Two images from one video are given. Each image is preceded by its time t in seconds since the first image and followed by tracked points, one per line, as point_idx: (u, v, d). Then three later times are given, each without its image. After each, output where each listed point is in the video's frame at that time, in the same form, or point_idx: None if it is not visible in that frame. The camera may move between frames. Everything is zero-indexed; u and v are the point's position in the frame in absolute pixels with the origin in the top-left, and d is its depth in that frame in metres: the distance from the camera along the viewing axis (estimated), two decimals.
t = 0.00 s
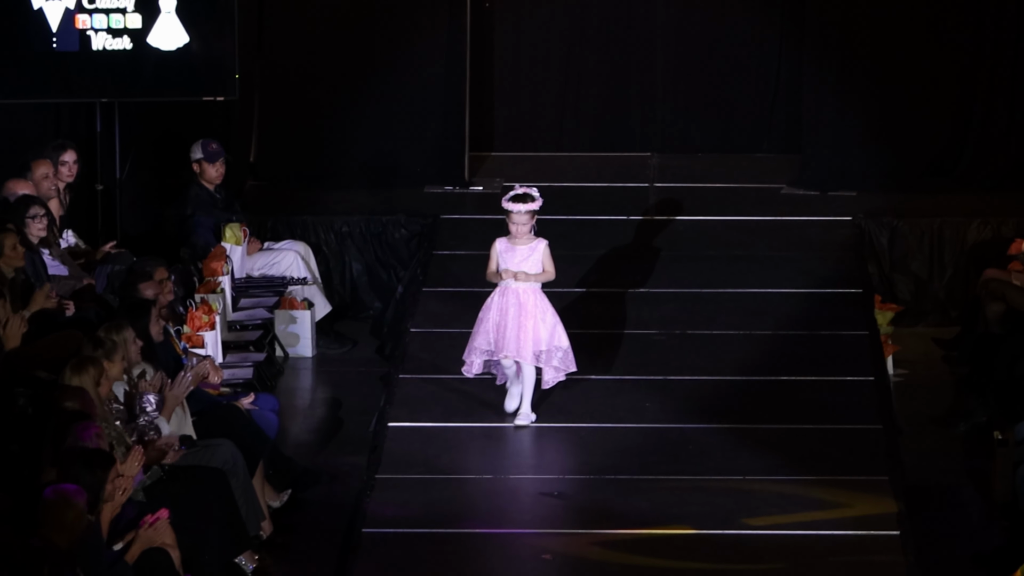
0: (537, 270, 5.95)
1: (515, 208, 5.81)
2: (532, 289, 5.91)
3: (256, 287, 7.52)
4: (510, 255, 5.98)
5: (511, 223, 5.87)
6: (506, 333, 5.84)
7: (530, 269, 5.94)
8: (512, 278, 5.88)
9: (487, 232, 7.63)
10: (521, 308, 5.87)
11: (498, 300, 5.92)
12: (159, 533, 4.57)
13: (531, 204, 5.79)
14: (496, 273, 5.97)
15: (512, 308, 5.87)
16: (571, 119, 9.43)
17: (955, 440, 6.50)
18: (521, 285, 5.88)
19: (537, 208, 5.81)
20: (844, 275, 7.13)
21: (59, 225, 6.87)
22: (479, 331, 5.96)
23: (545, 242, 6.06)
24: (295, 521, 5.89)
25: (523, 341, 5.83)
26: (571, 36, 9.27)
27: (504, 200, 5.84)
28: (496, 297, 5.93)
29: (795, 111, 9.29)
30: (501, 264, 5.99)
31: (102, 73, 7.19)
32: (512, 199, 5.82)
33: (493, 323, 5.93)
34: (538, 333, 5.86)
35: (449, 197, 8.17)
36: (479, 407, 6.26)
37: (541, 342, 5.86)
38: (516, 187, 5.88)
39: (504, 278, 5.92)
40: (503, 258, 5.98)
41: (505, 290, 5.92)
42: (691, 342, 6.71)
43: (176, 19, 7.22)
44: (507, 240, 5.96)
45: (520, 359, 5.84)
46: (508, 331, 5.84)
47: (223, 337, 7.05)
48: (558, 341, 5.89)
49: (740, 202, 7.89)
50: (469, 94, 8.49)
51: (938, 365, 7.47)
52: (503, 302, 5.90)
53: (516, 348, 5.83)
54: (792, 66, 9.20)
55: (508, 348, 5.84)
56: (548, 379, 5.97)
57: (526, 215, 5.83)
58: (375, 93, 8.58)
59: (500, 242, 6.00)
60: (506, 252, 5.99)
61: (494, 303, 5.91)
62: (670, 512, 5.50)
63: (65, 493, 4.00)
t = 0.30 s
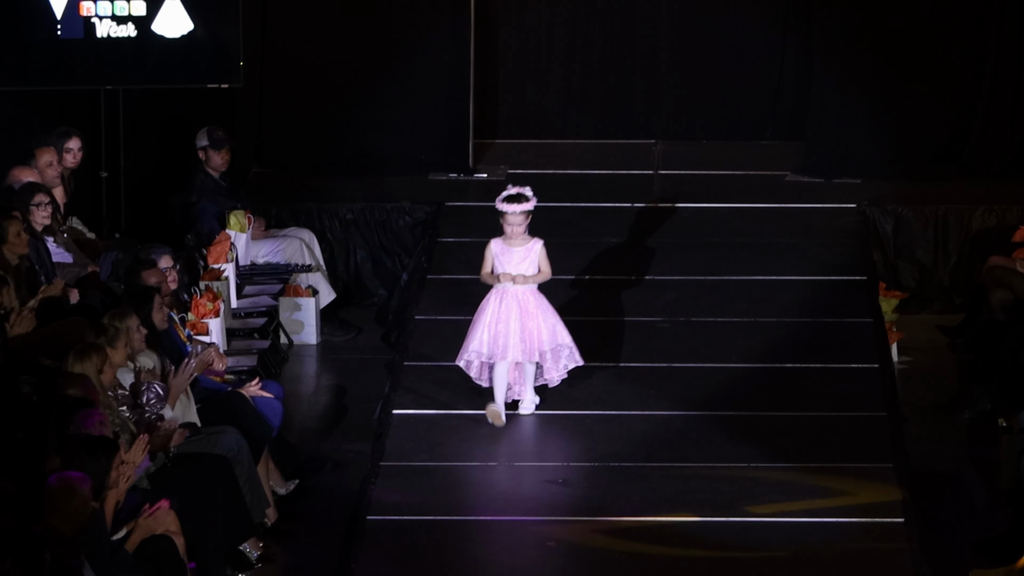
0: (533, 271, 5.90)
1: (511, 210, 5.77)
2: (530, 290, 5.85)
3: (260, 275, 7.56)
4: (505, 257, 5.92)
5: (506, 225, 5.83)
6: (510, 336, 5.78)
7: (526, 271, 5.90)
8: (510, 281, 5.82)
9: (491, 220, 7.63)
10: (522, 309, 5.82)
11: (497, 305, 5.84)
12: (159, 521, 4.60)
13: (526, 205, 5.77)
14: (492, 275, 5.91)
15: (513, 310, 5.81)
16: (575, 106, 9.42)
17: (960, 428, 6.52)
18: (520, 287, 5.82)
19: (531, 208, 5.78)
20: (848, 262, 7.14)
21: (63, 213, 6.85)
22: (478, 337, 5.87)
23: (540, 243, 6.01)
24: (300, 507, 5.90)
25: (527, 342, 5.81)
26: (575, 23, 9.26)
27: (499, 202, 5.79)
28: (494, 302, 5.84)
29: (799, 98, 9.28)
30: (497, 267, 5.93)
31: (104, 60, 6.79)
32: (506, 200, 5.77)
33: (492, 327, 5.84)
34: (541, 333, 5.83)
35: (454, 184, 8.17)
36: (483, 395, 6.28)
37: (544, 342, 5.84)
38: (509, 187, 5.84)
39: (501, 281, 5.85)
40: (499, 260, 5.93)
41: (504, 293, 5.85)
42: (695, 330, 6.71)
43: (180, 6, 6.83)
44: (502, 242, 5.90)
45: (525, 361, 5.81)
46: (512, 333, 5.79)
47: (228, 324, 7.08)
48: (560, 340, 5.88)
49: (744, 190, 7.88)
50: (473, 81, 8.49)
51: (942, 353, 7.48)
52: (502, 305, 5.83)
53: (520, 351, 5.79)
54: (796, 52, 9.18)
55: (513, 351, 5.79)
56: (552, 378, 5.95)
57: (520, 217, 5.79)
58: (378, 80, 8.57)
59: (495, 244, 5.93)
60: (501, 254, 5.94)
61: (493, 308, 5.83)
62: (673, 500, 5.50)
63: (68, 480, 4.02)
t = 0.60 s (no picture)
0: (527, 267, 5.77)
1: (505, 206, 5.64)
2: (524, 287, 5.72)
3: (265, 262, 7.52)
4: (498, 252, 5.79)
5: (499, 221, 5.70)
6: (503, 332, 5.64)
7: (519, 267, 5.77)
8: (504, 278, 5.69)
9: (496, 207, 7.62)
10: (515, 306, 5.68)
11: (490, 301, 5.71)
12: (160, 508, 4.55)
13: (521, 202, 5.66)
14: (484, 272, 5.78)
15: (506, 307, 5.67)
16: (578, 94, 9.42)
17: (964, 415, 6.54)
18: (514, 284, 5.70)
19: (526, 204, 5.67)
20: (852, 249, 7.13)
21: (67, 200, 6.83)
22: (469, 334, 5.73)
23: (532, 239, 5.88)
24: (306, 494, 5.90)
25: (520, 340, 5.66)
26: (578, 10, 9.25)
27: (491, 197, 5.66)
28: (487, 298, 5.71)
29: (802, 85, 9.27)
30: (489, 263, 5.80)
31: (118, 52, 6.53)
32: (500, 196, 5.63)
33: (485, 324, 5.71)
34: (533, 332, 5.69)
35: (458, 171, 8.17)
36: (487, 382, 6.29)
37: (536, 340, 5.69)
38: (501, 182, 5.72)
39: (494, 277, 5.72)
40: (491, 257, 5.79)
41: (497, 290, 5.72)
42: (700, 317, 6.71)
43: None
44: (494, 239, 5.77)
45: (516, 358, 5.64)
46: (505, 330, 5.65)
47: (231, 312, 7.08)
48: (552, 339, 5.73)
49: (748, 178, 7.88)
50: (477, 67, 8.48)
51: (947, 340, 7.50)
52: (496, 302, 5.70)
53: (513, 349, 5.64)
54: (800, 39, 9.17)
55: (505, 347, 5.64)
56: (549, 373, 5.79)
57: (514, 213, 5.68)
58: (382, 66, 8.57)
59: (487, 240, 5.80)
60: (493, 250, 5.80)
61: (487, 304, 5.70)
62: (676, 487, 5.51)
63: (70, 468, 3.98)
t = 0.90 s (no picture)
0: (531, 272, 5.74)
1: (511, 210, 5.61)
2: (527, 293, 5.67)
3: (270, 249, 7.58)
4: (503, 257, 5.76)
5: (505, 225, 5.66)
6: (504, 338, 5.61)
7: (524, 273, 5.74)
8: (508, 283, 5.66)
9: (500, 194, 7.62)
10: (517, 313, 5.65)
11: (493, 305, 5.69)
12: (164, 495, 4.53)
13: (527, 206, 5.61)
14: (489, 276, 5.75)
15: (508, 314, 5.64)
16: (582, 80, 9.41)
17: (969, 402, 6.56)
18: (517, 289, 5.66)
19: (532, 209, 5.63)
20: (857, 237, 7.13)
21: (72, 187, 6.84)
22: (471, 336, 5.74)
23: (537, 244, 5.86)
24: (310, 481, 5.90)
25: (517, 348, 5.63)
26: None
27: (498, 201, 5.63)
28: (490, 302, 5.70)
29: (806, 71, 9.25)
30: (493, 268, 5.76)
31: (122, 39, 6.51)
32: (507, 200, 5.60)
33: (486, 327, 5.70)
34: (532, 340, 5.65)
35: (462, 158, 8.16)
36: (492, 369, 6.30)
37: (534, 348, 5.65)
38: (508, 187, 5.67)
39: (498, 281, 5.68)
40: (496, 261, 5.76)
41: (500, 295, 5.69)
42: (704, 304, 6.71)
43: None
44: (500, 243, 5.74)
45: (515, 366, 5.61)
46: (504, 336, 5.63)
47: (236, 299, 7.04)
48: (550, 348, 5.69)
49: (752, 165, 7.88)
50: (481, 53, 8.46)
51: (951, 327, 7.52)
52: (498, 307, 5.67)
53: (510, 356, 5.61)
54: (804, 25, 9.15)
55: (504, 354, 5.61)
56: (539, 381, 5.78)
57: (521, 218, 5.64)
58: (385, 53, 8.55)
59: (492, 244, 5.76)
60: (498, 254, 5.76)
61: (489, 308, 5.69)
62: (681, 474, 5.52)
63: (74, 454, 3.99)
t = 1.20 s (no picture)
0: (537, 265, 5.65)
1: (514, 205, 5.49)
2: (535, 285, 5.59)
3: (274, 236, 7.59)
4: (508, 251, 5.66)
5: (510, 221, 5.55)
6: (517, 333, 5.53)
7: (530, 266, 5.64)
8: (515, 277, 5.57)
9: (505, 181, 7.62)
10: (527, 306, 5.57)
11: (500, 301, 5.58)
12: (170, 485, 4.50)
13: (531, 200, 5.50)
14: (494, 270, 5.64)
15: (518, 308, 5.55)
16: (586, 67, 9.40)
17: (974, 390, 6.58)
18: (525, 283, 5.58)
19: (536, 203, 5.51)
20: (861, 224, 7.14)
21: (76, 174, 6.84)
22: (480, 335, 5.59)
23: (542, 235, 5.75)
24: (314, 469, 5.90)
25: (534, 339, 5.55)
26: None
27: (501, 196, 5.50)
28: (497, 299, 5.58)
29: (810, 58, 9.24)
30: (498, 262, 5.67)
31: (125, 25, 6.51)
32: (510, 194, 5.48)
33: (496, 324, 5.58)
34: (546, 330, 5.58)
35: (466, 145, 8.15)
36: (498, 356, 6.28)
37: (550, 338, 5.58)
38: (511, 179, 5.54)
39: (504, 276, 5.59)
40: (502, 255, 5.66)
41: (506, 290, 5.58)
42: (709, 291, 6.71)
43: None
44: (505, 237, 5.63)
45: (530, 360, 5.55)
46: (518, 330, 5.53)
47: (240, 286, 7.09)
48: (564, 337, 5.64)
49: (756, 154, 7.90)
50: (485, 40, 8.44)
51: (956, 314, 7.54)
52: (506, 303, 5.57)
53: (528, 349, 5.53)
54: (809, 12, 9.14)
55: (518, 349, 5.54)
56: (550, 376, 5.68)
57: (525, 213, 5.52)
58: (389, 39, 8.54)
59: (497, 238, 5.66)
60: (504, 248, 5.67)
61: (497, 305, 5.56)
62: (686, 462, 5.53)
63: (77, 442, 3.98)
